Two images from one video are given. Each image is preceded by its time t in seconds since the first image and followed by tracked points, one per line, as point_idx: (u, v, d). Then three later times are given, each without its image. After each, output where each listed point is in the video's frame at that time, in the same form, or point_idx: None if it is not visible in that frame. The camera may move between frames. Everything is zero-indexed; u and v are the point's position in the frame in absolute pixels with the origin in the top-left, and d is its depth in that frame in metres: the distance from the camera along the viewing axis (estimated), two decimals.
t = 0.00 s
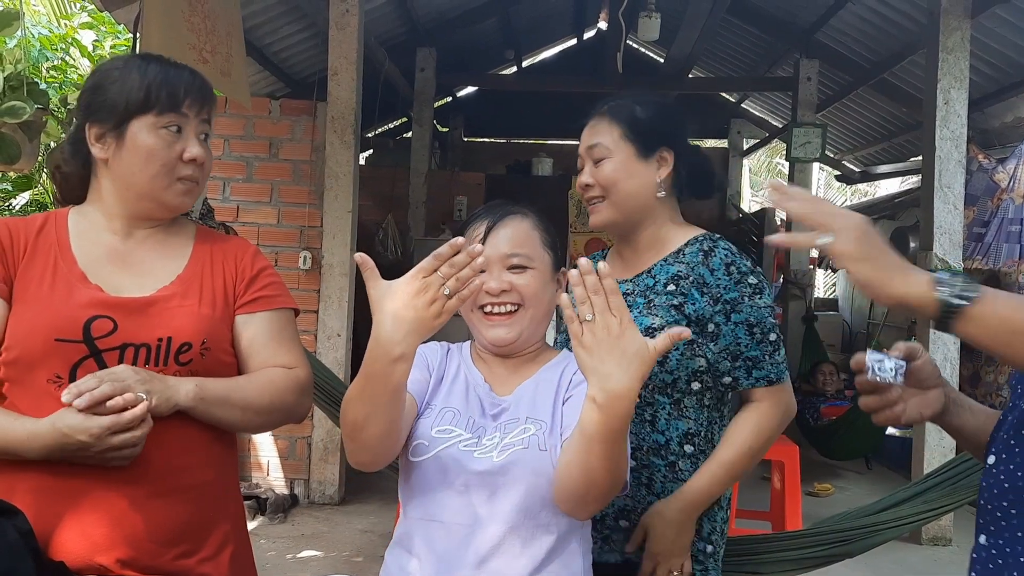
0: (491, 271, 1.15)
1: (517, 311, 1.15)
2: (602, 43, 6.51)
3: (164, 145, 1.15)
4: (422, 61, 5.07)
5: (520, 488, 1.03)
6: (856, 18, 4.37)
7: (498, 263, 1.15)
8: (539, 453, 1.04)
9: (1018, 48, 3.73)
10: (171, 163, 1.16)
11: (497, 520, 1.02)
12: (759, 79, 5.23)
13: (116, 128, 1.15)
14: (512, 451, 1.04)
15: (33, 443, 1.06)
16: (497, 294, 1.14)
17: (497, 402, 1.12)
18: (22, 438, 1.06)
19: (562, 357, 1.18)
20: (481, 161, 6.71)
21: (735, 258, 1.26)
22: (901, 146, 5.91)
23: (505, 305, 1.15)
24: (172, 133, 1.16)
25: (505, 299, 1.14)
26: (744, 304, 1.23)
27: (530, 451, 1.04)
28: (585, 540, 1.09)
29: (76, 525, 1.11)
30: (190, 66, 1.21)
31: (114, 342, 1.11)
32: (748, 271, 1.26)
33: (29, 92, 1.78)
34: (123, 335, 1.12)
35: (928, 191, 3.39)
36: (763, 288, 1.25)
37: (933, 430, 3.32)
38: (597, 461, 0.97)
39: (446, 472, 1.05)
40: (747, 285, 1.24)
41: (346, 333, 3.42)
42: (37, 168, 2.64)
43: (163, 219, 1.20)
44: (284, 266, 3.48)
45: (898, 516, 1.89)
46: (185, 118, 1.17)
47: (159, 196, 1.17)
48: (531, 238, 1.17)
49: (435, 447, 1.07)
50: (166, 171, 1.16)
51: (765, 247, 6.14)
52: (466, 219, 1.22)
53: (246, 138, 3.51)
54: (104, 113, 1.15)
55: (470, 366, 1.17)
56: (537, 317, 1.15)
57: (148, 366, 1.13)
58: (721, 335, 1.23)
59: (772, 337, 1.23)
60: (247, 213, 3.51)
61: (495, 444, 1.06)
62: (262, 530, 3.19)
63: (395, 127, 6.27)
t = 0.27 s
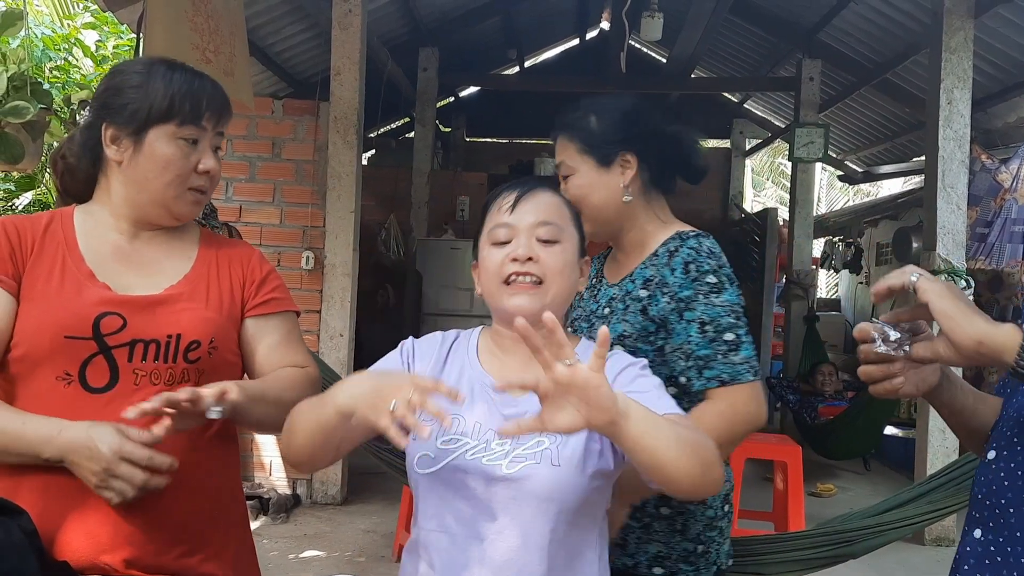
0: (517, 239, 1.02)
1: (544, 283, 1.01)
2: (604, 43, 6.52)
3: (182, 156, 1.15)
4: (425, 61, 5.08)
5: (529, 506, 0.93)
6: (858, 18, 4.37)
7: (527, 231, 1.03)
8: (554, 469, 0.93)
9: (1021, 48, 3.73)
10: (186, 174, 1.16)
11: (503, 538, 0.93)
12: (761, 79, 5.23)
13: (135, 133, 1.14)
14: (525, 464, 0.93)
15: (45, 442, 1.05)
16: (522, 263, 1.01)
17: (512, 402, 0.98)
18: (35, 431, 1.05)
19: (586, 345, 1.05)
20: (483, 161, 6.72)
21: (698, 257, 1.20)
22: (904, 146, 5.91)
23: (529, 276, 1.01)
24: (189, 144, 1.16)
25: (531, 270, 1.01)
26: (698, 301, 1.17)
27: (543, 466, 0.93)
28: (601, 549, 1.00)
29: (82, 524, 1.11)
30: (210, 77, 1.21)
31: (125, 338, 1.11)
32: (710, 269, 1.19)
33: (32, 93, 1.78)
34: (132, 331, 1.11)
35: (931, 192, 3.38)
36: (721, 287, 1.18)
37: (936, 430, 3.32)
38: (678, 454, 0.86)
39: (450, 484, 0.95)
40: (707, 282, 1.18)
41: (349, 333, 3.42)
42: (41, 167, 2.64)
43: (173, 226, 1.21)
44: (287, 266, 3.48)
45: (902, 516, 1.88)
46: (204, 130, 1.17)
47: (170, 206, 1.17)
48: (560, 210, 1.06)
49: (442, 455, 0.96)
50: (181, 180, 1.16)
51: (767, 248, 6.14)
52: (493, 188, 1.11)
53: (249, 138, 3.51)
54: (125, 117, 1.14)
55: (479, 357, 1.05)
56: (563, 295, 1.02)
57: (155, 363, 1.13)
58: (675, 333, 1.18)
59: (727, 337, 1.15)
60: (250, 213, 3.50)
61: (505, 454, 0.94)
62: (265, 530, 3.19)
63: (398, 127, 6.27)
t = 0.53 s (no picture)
0: (552, 226, 1.03)
1: (576, 272, 1.01)
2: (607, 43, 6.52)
3: (177, 164, 1.15)
4: (427, 61, 5.07)
5: (534, 504, 0.94)
6: (863, 18, 4.37)
7: (562, 218, 1.03)
8: (558, 470, 0.92)
9: None
10: (180, 182, 1.16)
11: (508, 533, 0.95)
12: (765, 79, 5.23)
13: (133, 140, 1.15)
14: (530, 465, 0.94)
15: (51, 445, 1.05)
16: (555, 251, 1.01)
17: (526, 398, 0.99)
18: (31, 443, 1.05)
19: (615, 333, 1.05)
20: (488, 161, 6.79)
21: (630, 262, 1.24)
22: (907, 146, 5.90)
23: (559, 265, 1.01)
24: (188, 153, 1.16)
25: (564, 260, 1.01)
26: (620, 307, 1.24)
27: (547, 468, 0.93)
28: (620, 546, 0.99)
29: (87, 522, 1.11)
30: (219, 85, 1.20)
31: (130, 337, 1.11)
32: (636, 276, 1.24)
33: (37, 92, 1.78)
34: (138, 330, 1.11)
35: (935, 192, 3.38)
36: (644, 293, 1.23)
37: (941, 431, 3.31)
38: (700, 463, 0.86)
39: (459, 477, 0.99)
40: (630, 289, 1.23)
41: (352, 333, 3.42)
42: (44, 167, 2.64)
43: (173, 232, 1.21)
44: (290, 266, 3.48)
45: (906, 517, 1.88)
46: (204, 140, 1.17)
47: (165, 212, 1.17)
48: (597, 200, 1.05)
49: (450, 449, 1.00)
50: (176, 188, 1.16)
51: (770, 248, 6.13)
52: (528, 175, 1.11)
53: (253, 138, 3.52)
54: (128, 120, 1.14)
55: (498, 348, 1.07)
56: (592, 287, 1.02)
57: (161, 362, 1.12)
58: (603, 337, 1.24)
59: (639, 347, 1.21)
60: (254, 213, 3.50)
61: (511, 450, 0.95)
62: (267, 529, 3.19)
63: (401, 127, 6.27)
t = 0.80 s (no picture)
0: (574, 225, 1.04)
1: (597, 272, 1.01)
2: (611, 43, 6.52)
3: (173, 162, 1.15)
4: (431, 60, 5.08)
5: (527, 507, 0.94)
6: (867, 18, 4.36)
7: (586, 216, 1.04)
8: (549, 474, 0.93)
9: None
10: (177, 181, 1.16)
11: (505, 534, 0.96)
12: (768, 79, 5.23)
13: (132, 139, 1.15)
14: (523, 467, 0.95)
15: (54, 443, 1.05)
16: (576, 250, 1.02)
17: (539, 399, 1.01)
18: (34, 441, 1.05)
19: (646, 335, 1.03)
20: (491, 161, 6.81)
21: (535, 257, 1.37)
22: (912, 146, 5.89)
23: (582, 264, 1.02)
24: (185, 151, 1.16)
25: (586, 257, 1.01)
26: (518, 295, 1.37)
27: (537, 471, 0.94)
28: (625, 559, 0.95)
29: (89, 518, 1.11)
30: (219, 81, 1.19)
31: (132, 336, 1.11)
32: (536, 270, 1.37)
33: (42, 90, 1.78)
34: (140, 329, 1.11)
35: (939, 192, 3.38)
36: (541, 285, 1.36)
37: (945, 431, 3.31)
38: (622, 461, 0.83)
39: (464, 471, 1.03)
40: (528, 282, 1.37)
41: (356, 332, 3.42)
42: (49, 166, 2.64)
43: (175, 231, 1.21)
44: (293, 265, 3.48)
45: (910, 517, 1.86)
46: (201, 138, 1.16)
47: (162, 210, 1.17)
48: (624, 200, 1.05)
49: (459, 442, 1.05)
50: (172, 187, 1.15)
51: (773, 248, 6.13)
52: (559, 175, 1.13)
53: (256, 137, 3.52)
54: (127, 117, 1.14)
55: (530, 351, 1.10)
56: (616, 287, 1.01)
57: (164, 360, 1.12)
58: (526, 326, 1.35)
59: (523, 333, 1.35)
60: (257, 212, 3.51)
61: (512, 450, 0.97)
62: (271, 528, 3.19)
63: (404, 126, 6.28)
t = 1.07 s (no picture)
0: (593, 227, 1.04)
1: (613, 275, 1.02)
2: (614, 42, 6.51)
3: (169, 158, 1.14)
4: (435, 60, 5.07)
5: (529, 507, 0.94)
6: (871, 17, 4.36)
7: (605, 218, 1.04)
8: (551, 475, 0.93)
9: None
10: (175, 177, 1.15)
11: (509, 533, 0.97)
12: (772, 78, 5.22)
13: (130, 137, 1.16)
14: (526, 467, 0.95)
15: (57, 442, 1.05)
16: (593, 253, 1.02)
17: (550, 399, 1.01)
18: (37, 440, 1.05)
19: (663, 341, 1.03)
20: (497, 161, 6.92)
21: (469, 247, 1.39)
22: (915, 146, 5.88)
23: (599, 267, 1.02)
24: (181, 148, 1.15)
25: (604, 263, 1.02)
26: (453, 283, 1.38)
27: (539, 471, 0.94)
28: (630, 564, 0.93)
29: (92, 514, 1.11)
30: (215, 76, 1.19)
31: (136, 334, 1.11)
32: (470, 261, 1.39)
33: (46, 89, 1.77)
34: (143, 327, 1.11)
35: (943, 192, 3.37)
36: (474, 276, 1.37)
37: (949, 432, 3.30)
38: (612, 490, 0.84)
39: (472, 467, 1.04)
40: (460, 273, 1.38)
41: (359, 331, 3.43)
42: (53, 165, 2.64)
43: (178, 229, 1.20)
44: (297, 264, 3.49)
45: (913, 517, 1.85)
46: (198, 135, 1.16)
47: (161, 208, 1.17)
48: (644, 201, 1.04)
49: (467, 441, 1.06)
50: (170, 184, 1.15)
51: (777, 248, 6.12)
52: (582, 170, 1.13)
53: (260, 136, 3.52)
54: (124, 115, 1.15)
55: (546, 347, 1.11)
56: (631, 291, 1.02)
57: (167, 359, 1.12)
58: (469, 320, 1.36)
59: (454, 322, 1.36)
60: (260, 211, 3.51)
61: (518, 449, 0.98)
62: (274, 527, 3.19)
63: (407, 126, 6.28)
